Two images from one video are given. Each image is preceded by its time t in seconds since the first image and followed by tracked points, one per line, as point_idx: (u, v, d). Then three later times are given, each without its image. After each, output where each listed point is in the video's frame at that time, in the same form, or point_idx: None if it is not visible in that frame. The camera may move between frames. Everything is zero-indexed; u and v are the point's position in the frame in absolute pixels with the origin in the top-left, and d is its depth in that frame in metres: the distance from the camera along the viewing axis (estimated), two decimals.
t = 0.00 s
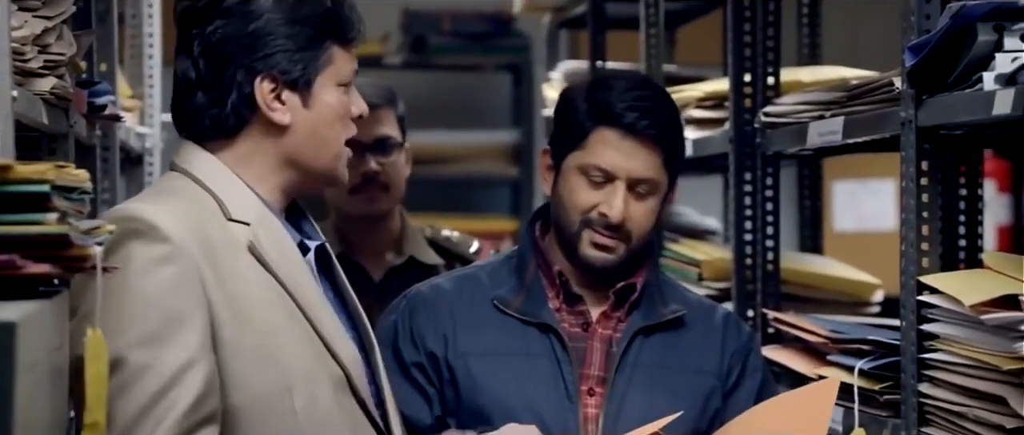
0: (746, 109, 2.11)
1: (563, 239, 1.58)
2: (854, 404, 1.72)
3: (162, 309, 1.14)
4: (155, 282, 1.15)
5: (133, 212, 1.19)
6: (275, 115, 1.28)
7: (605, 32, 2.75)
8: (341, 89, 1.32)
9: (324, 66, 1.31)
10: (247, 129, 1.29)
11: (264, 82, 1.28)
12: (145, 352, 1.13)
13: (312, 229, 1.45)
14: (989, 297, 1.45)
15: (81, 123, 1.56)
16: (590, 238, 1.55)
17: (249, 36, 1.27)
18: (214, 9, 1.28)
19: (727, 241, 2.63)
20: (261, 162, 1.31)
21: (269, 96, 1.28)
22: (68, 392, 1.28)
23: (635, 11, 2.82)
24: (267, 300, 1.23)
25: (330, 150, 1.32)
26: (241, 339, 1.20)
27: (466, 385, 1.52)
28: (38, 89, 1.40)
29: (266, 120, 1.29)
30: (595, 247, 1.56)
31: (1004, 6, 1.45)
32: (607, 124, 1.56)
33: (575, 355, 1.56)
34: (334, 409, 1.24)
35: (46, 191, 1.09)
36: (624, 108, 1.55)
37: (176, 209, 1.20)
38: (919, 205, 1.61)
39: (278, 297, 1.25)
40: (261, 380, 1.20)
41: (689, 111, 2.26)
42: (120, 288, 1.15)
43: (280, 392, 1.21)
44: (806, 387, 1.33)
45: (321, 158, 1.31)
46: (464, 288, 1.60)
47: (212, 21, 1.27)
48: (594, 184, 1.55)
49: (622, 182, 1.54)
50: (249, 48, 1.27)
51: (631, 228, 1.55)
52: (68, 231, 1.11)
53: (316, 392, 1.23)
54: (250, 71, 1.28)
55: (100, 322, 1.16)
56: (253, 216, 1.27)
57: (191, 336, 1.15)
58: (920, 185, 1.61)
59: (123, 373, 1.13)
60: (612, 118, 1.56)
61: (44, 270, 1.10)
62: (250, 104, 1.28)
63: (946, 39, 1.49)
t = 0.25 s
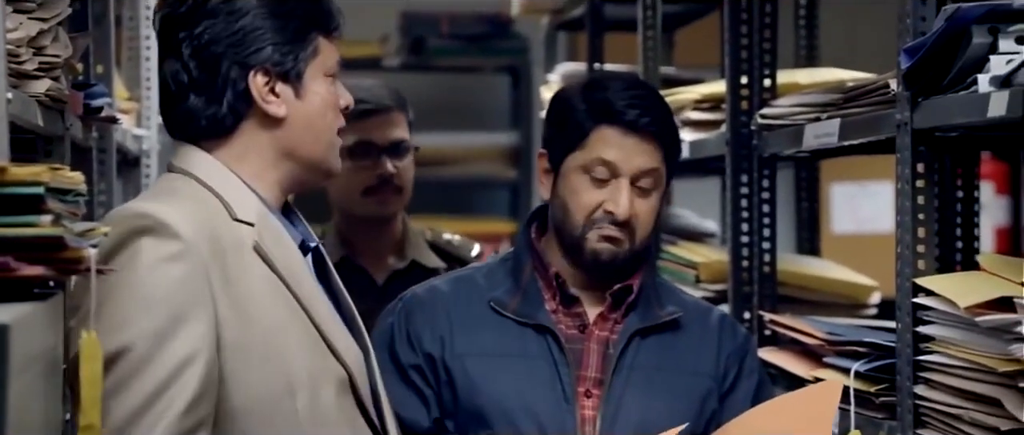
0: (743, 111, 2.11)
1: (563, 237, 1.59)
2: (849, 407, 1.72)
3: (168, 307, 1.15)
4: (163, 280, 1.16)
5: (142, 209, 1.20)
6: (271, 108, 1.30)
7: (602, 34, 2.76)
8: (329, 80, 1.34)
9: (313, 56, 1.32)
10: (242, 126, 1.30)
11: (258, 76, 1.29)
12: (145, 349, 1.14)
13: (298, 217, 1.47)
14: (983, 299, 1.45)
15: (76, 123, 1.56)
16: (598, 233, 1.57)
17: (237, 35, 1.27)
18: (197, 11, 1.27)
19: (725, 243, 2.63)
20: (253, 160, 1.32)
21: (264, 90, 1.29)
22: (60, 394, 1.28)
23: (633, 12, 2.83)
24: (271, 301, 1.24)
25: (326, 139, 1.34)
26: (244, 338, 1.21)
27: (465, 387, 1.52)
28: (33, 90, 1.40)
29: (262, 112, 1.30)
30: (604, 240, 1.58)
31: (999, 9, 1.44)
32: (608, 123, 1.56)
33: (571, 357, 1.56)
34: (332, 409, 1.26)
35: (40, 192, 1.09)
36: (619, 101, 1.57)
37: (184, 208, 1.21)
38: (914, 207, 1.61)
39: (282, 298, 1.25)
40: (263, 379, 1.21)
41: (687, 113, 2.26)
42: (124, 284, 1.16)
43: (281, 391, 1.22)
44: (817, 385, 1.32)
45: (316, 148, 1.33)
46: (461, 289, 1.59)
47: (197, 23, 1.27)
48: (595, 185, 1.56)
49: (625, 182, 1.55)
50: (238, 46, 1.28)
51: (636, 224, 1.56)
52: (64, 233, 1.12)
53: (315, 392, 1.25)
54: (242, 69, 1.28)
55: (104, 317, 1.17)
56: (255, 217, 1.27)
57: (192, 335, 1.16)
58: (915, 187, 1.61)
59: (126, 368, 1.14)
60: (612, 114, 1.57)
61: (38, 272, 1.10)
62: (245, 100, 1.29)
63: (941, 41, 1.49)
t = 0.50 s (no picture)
0: (740, 115, 2.11)
1: (557, 243, 1.58)
2: (844, 411, 1.72)
3: (179, 313, 1.15)
4: (173, 285, 1.16)
5: (148, 213, 1.20)
6: (264, 111, 1.29)
7: (600, 39, 2.77)
8: (321, 85, 1.34)
9: (305, 61, 1.33)
10: (235, 129, 1.30)
11: (250, 79, 1.29)
12: (156, 355, 1.14)
13: (290, 221, 1.47)
14: (976, 304, 1.45)
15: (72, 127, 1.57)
16: (593, 242, 1.55)
17: (230, 38, 1.28)
18: (190, 13, 1.28)
19: (721, 247, 2.64)
20: (247, 164, 1.31)
21: (256, 93, 1.29)
22: (54, 396, 1.28)
23: (629, 16, 2.84)
24: (273, 306, 1.24)
25: (315, 142, 1.33)
26: (251, 344, 1.21)
27: (459, 391, 1.52)
28: (27, 95, 1.41)
29: (254, 116, 1.30)
30: (599, 252, 1.55)
31: (992, 14, 1.44)
32: (612, 137, 1.55)
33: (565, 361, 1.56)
34: (332, 413, 1.26)
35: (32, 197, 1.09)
36: (621, 116, 1.56)
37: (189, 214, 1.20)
38: (909, 211, 1.61)
39: (281, 301, 1.26)
40: (267, 386, 1.21)
41: (683, 118, 2.26)
42: (135, 294, 1.15)
43: (285, 397, 1.22)
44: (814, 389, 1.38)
45: (308, 152, 1.33)
46: (455, 295, 1.61)
47: (190, 26, 1.28)
48: (592, 192, 1.55)
49: (624, 192, 1.54)
50: (231, 49, 1.28)
51: (633, 232, 1.54)
52: (58, 237, 1.12)
53: (317, 397, 1.25)
54: (236, 72, 1.29)
55: (111, 323, 1.16)
56: (253, 221, 1.26)
57: (207, 345, 1.16)
58: (911, 191, 1.60)
59: (136, 375, 1.14)
60: (614, 130, 1.55)
61: (31, 277, 1.10)
62: (239, 103, 1.29)
63: (935, 46, 1.49)
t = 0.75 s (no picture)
0: (736, 121, 2.12)
1: (552, 250, 1.59)
2: (839, 417, 1.72)
3: (184, 320, 1.13)
4: (178, 293, 1.14)
5: (150, 217, 1.17)
6: (263, 119, 1.29)
7: (597, 44, 2.78)
8: (320, 95, 1.35)
9: (305, 70, 1.33)
10: (233, 135, 1.30)
11: (251, 86, 1.29)
12: (164, 362, 1.12)
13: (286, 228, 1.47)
14: (971, 309, 1.45)
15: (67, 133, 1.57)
16: (591, 252, 1.54)
17: (233, 43, 1.27)
18: (194, 17, 1.28)
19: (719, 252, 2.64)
20: (243, 170, 1.31)
21: (257, 100, 1.29)
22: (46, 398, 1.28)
23: (626, 21, 2.85)
24: (272, 312, 1.23)
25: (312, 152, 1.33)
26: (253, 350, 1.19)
27: (453, 397, 1.52)
28: (21, 101, 1.41)
29: (253, 123, 1.30)
30: (595, 261, 1.55)
31: (985, 19, 1.44)
32: (610, 148, 1.54)
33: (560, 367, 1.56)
34: (329, 418, 1.26)
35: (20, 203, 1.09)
36: (619, 126, 1.55)
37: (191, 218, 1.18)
38: (905, 216, 1.61)
39: (281, 306, 1.25)
40: (267, 392, 1.20)
41: (680, 123, 2.26)
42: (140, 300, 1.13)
43: (285, 404, 1.21)
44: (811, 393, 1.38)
45: (303, 160, 1.33)
46: (452, 300, 1.61)
47: (194, 29, 1.28)
48: (592, 204, 1.54)
49: (621, 202, 1.53)
50: (234, 54, 1.28)
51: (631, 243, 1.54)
52: (49, 243, 1.16)
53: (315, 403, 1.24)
54: (237, 78, 1.28)
55: (114, 329, 1.14)
56: (252, 226, 1.25)
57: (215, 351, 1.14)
58: (906, 196, 1.61)
59: (143, 383, 1.12)
60: (610, 139, 1.55)
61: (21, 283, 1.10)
62: (238, 109, 1.28)
63: (929, 52, 1.49)
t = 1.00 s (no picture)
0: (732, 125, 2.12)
1: (549, 255, 1.59)
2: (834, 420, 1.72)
3: (176, 326, 1.13)
4: (170, 299, 1.14)
5: (141, 223, 1.17)
6: (258, 127, 1.28)
7: (594, 49, 2.78)
8: (324, 108, 1.33)
9: (308, 83, 1.32)
10: (229, 141, 1.29)
11: (248, 93, 1.28)
12: (156, 368, 1.12)
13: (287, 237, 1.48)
14: (964, 313, 1.45)
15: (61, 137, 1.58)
16: (587, 262, 1.55)
17: (235, 48, 1.27)
18: (200, 19, 1.28)
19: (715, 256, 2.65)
20: (238, 177, 1.30)
21: (252, 108, 1.28)
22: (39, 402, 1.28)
23: (622, 26, 2.86)
24: (264, 315, 1.23)
25: (308, 164, 1.32)
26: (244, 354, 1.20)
27: (448, 402, 1.52)
28: (16, 104, 1.41)
29: (249, 130, 1.29)
30: (592, 270, 1.56)
31: (980, 24, 1.44)
32: (604, 155, 1.54)
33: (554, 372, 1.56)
34: (321, 420, 1.26)
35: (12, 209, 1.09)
36: (615, 136, 1.55)
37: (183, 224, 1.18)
38: (900, 221, 1.61)
39: (273, 310, 1.25)
40: (259, 395, 1.21)
41: (677, 127, 2.27)
42: (130, 305, 1.13)
43: (277, 406, 1.22)
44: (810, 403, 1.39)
45: (300, 171, 1.32)
46: (449, 304, 1.60)
47: (198, 30, 1.28)
48: (590, 213, 1.55)
49: (617, 212, 1.54)
50: (234, 60, 1.28)
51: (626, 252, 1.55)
52: (41, 247, 1.16)
53: (307, 405, 1.25)
54: (235, 83, 1.28)
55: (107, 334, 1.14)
56: (245, 231, 1.25)
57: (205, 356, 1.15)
58: (900, 201, 1.61)
59: (136, 390, 1.12)
60: (606, 149, 1.55)
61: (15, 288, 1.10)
62: (233, 116, 1.28)
63: (923, 57, 1.49)
